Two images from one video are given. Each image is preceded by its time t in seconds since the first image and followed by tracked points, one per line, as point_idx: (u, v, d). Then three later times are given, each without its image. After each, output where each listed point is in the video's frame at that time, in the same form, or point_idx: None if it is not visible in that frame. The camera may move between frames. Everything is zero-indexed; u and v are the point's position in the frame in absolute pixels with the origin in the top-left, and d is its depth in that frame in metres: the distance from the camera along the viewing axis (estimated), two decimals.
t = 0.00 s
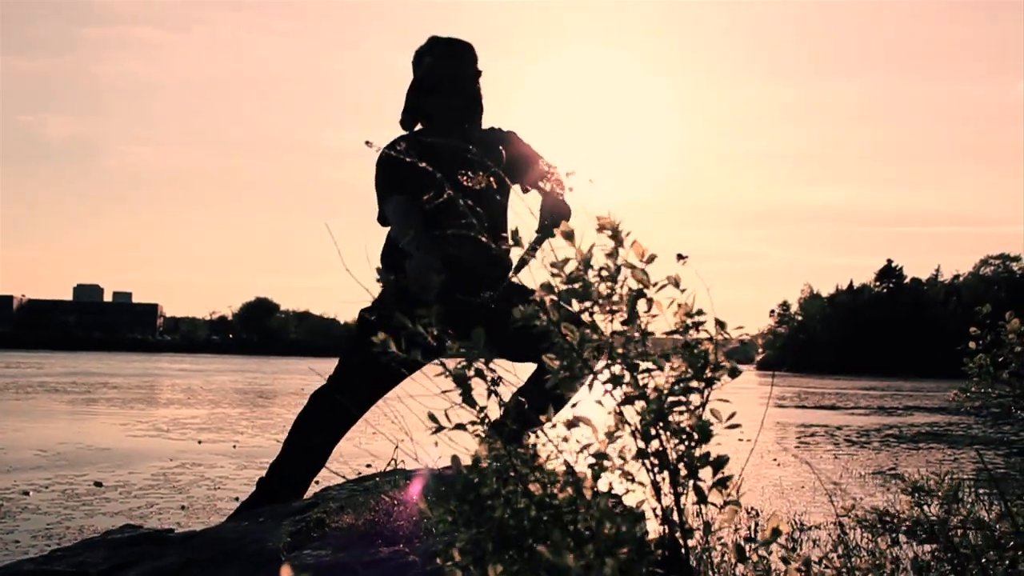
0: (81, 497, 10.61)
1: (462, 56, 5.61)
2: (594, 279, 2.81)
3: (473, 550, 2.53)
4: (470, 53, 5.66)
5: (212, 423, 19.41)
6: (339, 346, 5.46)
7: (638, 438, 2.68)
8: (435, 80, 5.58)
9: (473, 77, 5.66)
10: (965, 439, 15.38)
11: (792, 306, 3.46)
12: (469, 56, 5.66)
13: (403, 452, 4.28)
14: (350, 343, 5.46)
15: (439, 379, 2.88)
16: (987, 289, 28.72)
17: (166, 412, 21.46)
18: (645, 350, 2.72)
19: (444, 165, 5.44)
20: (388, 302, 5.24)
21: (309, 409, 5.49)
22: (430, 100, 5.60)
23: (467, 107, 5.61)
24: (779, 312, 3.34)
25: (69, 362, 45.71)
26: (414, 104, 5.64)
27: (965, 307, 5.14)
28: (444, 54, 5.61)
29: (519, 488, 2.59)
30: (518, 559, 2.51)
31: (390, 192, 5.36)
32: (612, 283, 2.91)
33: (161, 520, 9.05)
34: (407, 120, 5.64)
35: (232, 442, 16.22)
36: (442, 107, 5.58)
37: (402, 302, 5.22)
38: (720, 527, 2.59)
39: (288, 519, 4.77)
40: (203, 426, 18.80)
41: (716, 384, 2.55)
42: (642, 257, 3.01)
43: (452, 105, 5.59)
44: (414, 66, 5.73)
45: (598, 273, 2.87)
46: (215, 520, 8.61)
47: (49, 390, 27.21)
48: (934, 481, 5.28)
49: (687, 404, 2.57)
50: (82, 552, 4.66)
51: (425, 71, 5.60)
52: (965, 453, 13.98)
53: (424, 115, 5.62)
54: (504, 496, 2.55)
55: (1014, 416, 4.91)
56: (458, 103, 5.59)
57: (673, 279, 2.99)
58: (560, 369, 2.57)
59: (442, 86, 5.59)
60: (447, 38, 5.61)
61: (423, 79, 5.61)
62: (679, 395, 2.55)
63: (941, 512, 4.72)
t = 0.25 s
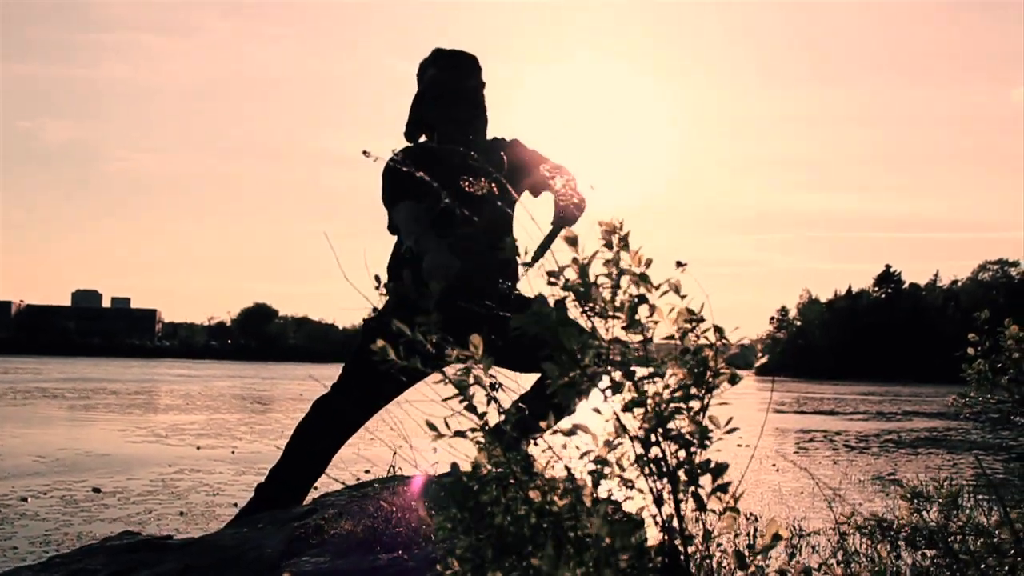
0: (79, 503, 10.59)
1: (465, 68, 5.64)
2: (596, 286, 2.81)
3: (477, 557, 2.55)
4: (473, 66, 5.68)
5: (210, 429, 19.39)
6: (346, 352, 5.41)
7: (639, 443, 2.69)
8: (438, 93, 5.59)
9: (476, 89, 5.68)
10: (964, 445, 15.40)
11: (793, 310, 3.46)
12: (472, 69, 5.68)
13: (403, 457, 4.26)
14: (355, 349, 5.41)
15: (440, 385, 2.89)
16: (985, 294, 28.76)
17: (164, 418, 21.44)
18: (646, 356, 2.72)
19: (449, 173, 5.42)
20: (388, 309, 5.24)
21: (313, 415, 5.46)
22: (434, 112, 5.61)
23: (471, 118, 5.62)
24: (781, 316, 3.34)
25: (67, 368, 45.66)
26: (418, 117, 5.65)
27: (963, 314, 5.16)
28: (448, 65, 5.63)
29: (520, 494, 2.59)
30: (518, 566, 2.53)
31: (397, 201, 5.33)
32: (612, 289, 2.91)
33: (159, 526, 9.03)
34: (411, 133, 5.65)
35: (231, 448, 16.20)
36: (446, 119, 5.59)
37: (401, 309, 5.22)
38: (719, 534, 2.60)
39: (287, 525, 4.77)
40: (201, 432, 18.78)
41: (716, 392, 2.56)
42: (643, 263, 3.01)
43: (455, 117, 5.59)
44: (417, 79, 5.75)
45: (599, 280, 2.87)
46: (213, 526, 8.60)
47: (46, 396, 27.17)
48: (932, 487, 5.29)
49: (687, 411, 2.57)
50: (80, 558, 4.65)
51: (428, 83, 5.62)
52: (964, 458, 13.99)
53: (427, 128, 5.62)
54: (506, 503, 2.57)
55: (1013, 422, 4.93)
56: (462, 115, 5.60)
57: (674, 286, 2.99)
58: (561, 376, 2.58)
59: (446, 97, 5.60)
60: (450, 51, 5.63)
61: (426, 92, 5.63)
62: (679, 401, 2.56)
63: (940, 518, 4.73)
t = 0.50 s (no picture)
0: (78, 506, 10.58)
1: (468, 75, 5.62)
2: (600, 286, 2.81)
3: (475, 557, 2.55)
4: (476, 72, 5.67)
5: (208, 432, 19.38)
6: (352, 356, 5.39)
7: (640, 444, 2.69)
8: (441, 101, 5.59)
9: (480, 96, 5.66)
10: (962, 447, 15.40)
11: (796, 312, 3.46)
12: (475, 76, 5.65)
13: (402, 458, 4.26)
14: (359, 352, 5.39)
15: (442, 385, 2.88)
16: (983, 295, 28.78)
17: (163, 421, 21.43)
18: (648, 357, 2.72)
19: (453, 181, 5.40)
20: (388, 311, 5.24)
21: (315, 418, 5.45)
22: (438, 119, 5.59)
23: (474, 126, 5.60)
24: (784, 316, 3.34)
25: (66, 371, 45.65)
26: (421, 125, 5.64)
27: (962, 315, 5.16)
28: (451, 73, 5.62)
29: (520, 494, 2.58)
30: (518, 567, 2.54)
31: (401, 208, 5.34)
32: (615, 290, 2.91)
33: (159, 529, 9.03)
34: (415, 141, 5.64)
35: (230, 451, 16.20)
36: (450, 126, 5.58)
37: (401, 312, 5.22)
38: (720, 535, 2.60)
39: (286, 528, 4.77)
40: (200, 435, 18.78)
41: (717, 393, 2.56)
42: (646, 264, 3.01)
43: (459, 123, 5.58)
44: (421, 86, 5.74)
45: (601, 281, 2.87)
46: (212, 529, 8.60)
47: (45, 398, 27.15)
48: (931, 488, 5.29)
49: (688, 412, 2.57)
50: (79, 562, 4.65)
51: (431, 91, 5.61)
52: (963, 460, 13.99)
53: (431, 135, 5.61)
54: (505, 505, 2.57)
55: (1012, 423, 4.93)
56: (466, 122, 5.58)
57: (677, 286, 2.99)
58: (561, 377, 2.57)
59: (449, 105, 5.59)
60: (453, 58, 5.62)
61: (428, 100, 5.62)
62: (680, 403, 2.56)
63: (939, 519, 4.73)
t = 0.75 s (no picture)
0: (73, 506, 10.58)
1: (467, 78, 5.63)
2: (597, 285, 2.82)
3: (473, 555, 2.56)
4: (474, 76, 5.68)
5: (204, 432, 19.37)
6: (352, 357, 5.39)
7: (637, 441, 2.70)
8: (441, 105, 5.57)
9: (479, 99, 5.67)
10: (957, 445, 15.43)
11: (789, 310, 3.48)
12: (474, 80, 5.67)
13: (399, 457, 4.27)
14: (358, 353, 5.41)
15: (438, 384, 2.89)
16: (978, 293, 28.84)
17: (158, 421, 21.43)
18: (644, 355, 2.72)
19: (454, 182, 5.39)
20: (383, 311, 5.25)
21: (313, 417, 5.46)
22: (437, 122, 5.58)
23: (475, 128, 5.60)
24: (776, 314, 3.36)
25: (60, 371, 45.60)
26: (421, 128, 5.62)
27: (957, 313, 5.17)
28: (450, 77, 5.62)
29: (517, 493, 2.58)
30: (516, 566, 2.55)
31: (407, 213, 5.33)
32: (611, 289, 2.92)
33: (154, 529, 9.03)
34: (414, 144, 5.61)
35: (225, 451, 16.20)
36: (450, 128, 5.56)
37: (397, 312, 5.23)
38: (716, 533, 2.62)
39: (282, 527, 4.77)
40: (195, 435, 18.77)
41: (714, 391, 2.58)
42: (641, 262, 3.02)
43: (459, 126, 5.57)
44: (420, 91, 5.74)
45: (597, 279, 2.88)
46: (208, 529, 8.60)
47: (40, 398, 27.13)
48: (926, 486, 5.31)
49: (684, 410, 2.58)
50: (74, 562, 4.64)
51: (430, 94, 5.60)
52: (957, 457, 14.02)
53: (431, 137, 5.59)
54: (503, 503, 2.57)
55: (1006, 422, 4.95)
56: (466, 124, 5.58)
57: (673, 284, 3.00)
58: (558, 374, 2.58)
59: (448, 107, 5.58)
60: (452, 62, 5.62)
61: (428, 103, 5.61)
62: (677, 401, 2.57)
63: (935, 517, 4.75)
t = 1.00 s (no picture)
0: (68, 507, 10.58)
1: (465, 83, 5.38)
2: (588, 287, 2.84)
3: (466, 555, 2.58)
4: (473, 80, 5.42)
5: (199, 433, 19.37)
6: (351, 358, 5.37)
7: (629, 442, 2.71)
8: (439, 111, 5.37)
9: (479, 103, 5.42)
10: (951, 443, 15.47)
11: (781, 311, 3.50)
12: (473, 83, 5.40)
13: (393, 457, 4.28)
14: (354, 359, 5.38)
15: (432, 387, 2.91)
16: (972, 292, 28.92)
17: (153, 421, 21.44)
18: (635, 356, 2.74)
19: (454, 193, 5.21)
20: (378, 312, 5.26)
21: (310, 417, 5.45)
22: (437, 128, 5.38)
23: (475, 136, 5.38)
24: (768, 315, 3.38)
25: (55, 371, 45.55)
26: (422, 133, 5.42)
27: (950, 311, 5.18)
28: (448, 82, 5.39)
29: (508, 492, 2.60)
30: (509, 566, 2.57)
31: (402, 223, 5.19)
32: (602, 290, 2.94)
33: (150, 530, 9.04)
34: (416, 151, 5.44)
35: (221, 451, 16.21)
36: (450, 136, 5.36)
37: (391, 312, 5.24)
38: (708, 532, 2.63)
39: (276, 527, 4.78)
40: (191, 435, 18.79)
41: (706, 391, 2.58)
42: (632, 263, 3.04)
43: (459, 133, 5.36)
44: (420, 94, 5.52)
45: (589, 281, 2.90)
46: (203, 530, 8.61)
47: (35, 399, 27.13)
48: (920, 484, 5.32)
49: (675, 410, 2.59)
50: (69, 563, 4.65)
51: (428, 100, 5.39)
52: (951, 456, 14.06)
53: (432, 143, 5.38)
54: (495, 501, 2.58)
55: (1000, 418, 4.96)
56: (467, 131, 5.36)
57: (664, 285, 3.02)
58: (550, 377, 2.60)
59: (446, 114, 5.36)
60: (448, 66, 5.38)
61: (426, 109, 5.40)
62: (667, 401, 2.58)
63: (929, 514, 4.76)
